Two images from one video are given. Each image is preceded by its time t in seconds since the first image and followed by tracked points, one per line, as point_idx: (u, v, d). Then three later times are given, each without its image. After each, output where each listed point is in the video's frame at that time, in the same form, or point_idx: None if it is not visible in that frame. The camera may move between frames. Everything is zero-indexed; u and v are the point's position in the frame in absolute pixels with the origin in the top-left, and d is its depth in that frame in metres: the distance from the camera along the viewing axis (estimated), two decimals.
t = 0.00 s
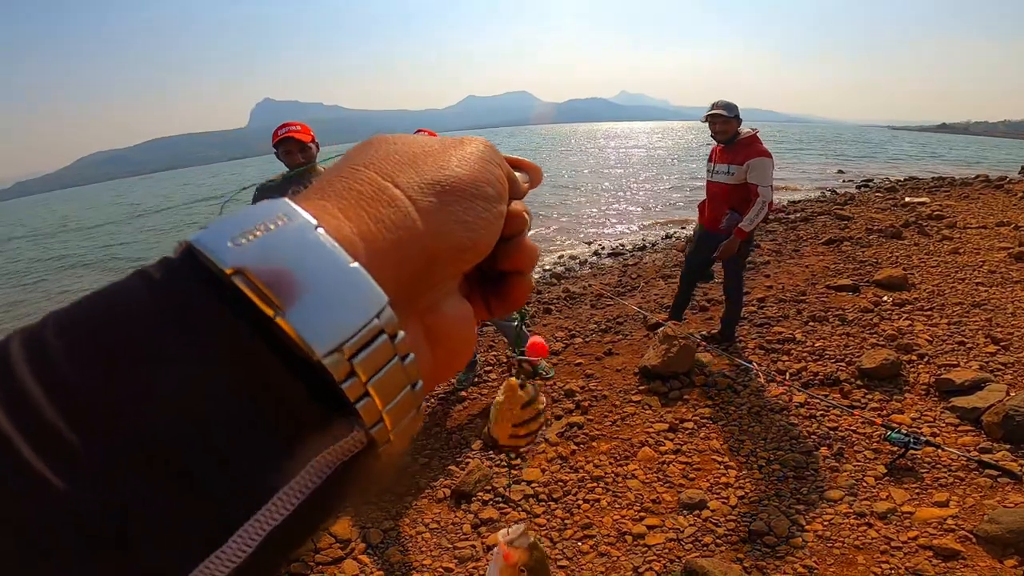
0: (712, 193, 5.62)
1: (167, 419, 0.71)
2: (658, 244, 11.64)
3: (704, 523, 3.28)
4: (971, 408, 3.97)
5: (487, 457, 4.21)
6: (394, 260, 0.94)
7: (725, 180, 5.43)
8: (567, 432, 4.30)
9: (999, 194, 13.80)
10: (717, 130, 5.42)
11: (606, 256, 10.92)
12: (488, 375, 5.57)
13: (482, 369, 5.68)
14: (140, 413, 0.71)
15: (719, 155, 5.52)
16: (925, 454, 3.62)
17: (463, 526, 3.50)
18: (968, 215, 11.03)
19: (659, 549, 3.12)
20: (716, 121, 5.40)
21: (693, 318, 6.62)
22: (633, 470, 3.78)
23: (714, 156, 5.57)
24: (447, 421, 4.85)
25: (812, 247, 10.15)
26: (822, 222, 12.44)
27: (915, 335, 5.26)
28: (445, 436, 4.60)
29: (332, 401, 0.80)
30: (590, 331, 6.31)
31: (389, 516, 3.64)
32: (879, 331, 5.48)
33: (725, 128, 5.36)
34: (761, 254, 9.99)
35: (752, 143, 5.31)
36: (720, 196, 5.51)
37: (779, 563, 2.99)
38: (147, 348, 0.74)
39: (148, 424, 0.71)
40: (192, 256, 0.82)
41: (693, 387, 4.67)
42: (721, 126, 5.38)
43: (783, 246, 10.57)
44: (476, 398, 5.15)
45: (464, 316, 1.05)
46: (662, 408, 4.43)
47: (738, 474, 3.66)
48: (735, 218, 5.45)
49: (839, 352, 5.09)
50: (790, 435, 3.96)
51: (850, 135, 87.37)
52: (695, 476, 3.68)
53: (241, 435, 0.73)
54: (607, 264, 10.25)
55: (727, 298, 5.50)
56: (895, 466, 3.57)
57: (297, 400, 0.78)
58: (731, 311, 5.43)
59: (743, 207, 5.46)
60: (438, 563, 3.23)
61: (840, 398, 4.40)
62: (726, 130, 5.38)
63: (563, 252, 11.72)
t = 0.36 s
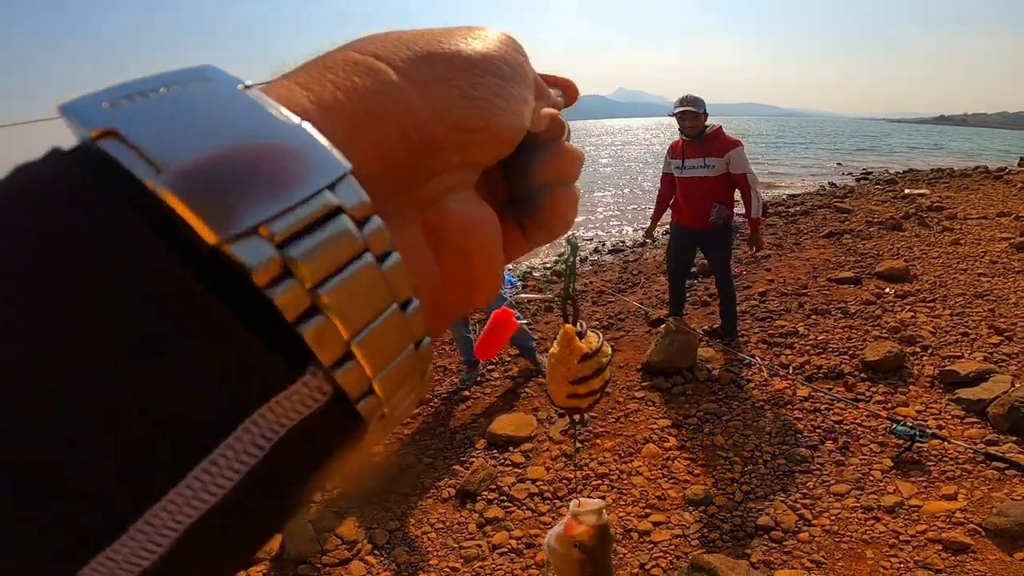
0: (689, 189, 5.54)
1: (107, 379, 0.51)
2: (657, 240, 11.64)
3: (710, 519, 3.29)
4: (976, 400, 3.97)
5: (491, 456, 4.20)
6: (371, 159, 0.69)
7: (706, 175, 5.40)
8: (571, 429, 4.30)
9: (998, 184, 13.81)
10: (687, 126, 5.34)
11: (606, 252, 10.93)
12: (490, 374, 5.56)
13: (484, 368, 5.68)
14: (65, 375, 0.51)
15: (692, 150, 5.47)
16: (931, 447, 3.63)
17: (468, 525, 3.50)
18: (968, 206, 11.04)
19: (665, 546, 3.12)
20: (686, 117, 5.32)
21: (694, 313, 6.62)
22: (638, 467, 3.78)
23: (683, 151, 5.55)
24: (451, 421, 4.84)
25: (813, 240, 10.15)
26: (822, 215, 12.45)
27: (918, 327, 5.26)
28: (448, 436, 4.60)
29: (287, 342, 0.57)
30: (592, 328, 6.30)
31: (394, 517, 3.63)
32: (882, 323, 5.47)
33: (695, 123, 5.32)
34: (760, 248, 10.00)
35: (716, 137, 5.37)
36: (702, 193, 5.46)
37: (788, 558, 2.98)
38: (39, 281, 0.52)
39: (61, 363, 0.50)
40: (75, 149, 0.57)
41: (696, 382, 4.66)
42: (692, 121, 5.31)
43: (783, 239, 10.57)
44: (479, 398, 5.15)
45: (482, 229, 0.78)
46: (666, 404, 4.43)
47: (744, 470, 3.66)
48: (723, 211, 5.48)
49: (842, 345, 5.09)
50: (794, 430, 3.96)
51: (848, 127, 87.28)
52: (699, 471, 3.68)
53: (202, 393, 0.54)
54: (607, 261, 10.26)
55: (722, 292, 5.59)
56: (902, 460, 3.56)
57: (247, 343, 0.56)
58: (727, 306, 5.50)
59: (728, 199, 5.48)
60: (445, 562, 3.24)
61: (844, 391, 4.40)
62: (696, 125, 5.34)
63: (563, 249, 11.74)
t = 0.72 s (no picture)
0: (679, 181, 5.51)
1: (98, 346, 0.50)
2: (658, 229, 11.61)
3: (719, 509, 3.29)
4: (984, 384, 3.96)
5: (498, 450, 4.21)
6: (356, 60, 0.65)
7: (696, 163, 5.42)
8: (577, 422, 4.30)
9: (1000, 167, 13.74)
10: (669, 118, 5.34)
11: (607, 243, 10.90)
12: (495, 368, 5.57)
13: (488, 362, 5.68)
14: (47, 342, 0.49)
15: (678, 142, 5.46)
16: (940, 433, 3.62)
17: (477, 520, 3.51)
18: (970, 189, 10.99)
19: (674, 537, 3.14)
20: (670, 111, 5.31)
21: (697, 302, 6.61)
22: (644, 458, 3.78)
23: (665, 143, 5.54)
24: (457, 416, 4.86)
25: (814, 225, 10.11)
26: (823, 201, 12.40)
27: (923, 311, 5.24)
28: (455, 431, 4.61)
29: (259, 245, 0.54)
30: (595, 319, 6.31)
31: (403, 514, 3.65)
32: (887, 308, 5.45)
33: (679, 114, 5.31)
34: (762, 235, 9.96)
35: (697, 128, 5.43)
36: (694, 184, 5.48)
37: (798, 547, 2.99)
38: None
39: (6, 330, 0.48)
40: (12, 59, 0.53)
41: (700, 371, 4.66)
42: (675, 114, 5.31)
43: (785, 226, 10.53)
44: (484, 393, 5.15)
45: (492, 136, 0.71)
46: (671, 394, 4.42)
47: (752, 459, 3.66)
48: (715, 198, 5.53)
49: (847, 331, 5.07)
50: (801, 418, 3.95)
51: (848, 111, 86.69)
52: (707, 462, 3.68)
53: (191, 358, 0.52)
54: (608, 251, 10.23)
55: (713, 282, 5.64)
56: (911, 446, 3.56)
57: (216, 249, 0.53)
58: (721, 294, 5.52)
59: (717, 186, 5.53)
60: (455, 558, 3.26)
61: (851, 376, 4.40)
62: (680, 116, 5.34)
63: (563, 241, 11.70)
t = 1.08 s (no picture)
0: (708, 174, 5.40)
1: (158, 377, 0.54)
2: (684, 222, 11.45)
3: (752, 506, 3.23)
4: None
5: (526, 448, 4.22)
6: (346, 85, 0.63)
7: (725, 155, 5.31)
8: (604, 419, 4.28)
9: None
10: (693, 108, 5.25)
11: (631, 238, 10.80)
12: (521, 366, 5.57)
13: (514, 360, 5.69)
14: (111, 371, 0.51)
15: (704, 133, 5.33)
16: (986, 427, 3.48)
17: (505, 518, 3.52)
18: (1011, 173, 10.55)
19: (706, 535, 3.09)
20: (694, 99, 5.22)
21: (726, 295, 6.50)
22: (674, 454, 3.73)
23: (689, 135, 5.40)
24: (484, 415, 4.88)
25: (846, 215, 9.84)
26: (854, 190, 12.05)
27: (964, 301, 5.04)
28: (482, 429, 4.63)
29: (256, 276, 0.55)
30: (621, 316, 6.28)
31: (433, 512, 3.69)
32: (926, 298, 5.27)
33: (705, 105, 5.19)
34: (791, 225, 9.73)
35: (721, 117, 5.31)
36: (721, 175, 5.37)
37: (836, 544, 2.92)
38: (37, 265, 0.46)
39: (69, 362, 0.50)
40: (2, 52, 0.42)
41: (730, 366, 4.57)
42: (699, 102, 5.22)
43: (815, 216, 10.27)
44: (510, 391, 5.16)
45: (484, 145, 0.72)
46: (701, 389, 4.36)
47: (786, 455, 3.58)
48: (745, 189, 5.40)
49: (884, 322, 4.91)
50: (838, 412, 3.85)
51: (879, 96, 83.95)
52: (739, 458, 3.62)
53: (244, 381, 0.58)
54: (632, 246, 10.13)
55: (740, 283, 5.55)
56: (955, 441, 3.43)
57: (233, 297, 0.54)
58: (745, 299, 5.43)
59: (744, 177, 5.43)
60: (484, 556, 3.27)
61: (889, 369, 4.26)
62: (704, 107, 5.21)
63: (587, 237, 11.64)
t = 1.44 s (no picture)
0: (721, 183, 5.45)
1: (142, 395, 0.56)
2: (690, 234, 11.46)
3: (762, 518, 3.17)
4: None
5: (532, 460, 4.19)
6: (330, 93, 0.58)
7: (738, 164, 5.39)
8: (611, 431, 4.25)
9: None
10: (709, 116, 5.42)
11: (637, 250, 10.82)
12: (527, 379, 5.55)
13: (521, 373, 5.67)
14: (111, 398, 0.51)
15: (717, 141, 5.43)
16: (1000, 436, 3.42)
17: (511, 531, 3.48)
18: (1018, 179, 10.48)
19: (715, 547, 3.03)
20: (708, 107, 5.38)
21: (734, 307, 6.48)
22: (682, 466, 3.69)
23: (702, 144, 5.48)
24: (491, 428, 4.85)
25: (852, 224, 9.81)
26: (859, 199, 12.01)
27: (975, 309, 4.98)
28: (489, 442, 4.60)
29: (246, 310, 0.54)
30: (627, 328, 6.27)
31: (439, 525, 3.66)
32: (935, 307, 5.21)
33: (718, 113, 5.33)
34: (797, 236, 9.71)
35: (736, 127, 5.45)
36: (734, 184, 5.41)
37: (849, 555, 2.86)
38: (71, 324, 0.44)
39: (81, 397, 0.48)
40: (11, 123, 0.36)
41: (738, 377, 4.54)
42: (714, 111, 5.38)
43: (821, 225, 10.24)
44: (517, 404, 5.13)
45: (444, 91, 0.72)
46: (709, 401, 4.32)
47: (796, 466, 3.53)
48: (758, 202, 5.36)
49: (894, 332, 4.86)
50: (849, 423, 3.80)
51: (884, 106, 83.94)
52: (748, 469, 3.58)
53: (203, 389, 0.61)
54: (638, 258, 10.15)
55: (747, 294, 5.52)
56: (968, 449, 3.37)
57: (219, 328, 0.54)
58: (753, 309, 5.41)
59: (755, 187, 5.46)
60: (489, 568, 3.23)
61: (900, 379, 4.21)
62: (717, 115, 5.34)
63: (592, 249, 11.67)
